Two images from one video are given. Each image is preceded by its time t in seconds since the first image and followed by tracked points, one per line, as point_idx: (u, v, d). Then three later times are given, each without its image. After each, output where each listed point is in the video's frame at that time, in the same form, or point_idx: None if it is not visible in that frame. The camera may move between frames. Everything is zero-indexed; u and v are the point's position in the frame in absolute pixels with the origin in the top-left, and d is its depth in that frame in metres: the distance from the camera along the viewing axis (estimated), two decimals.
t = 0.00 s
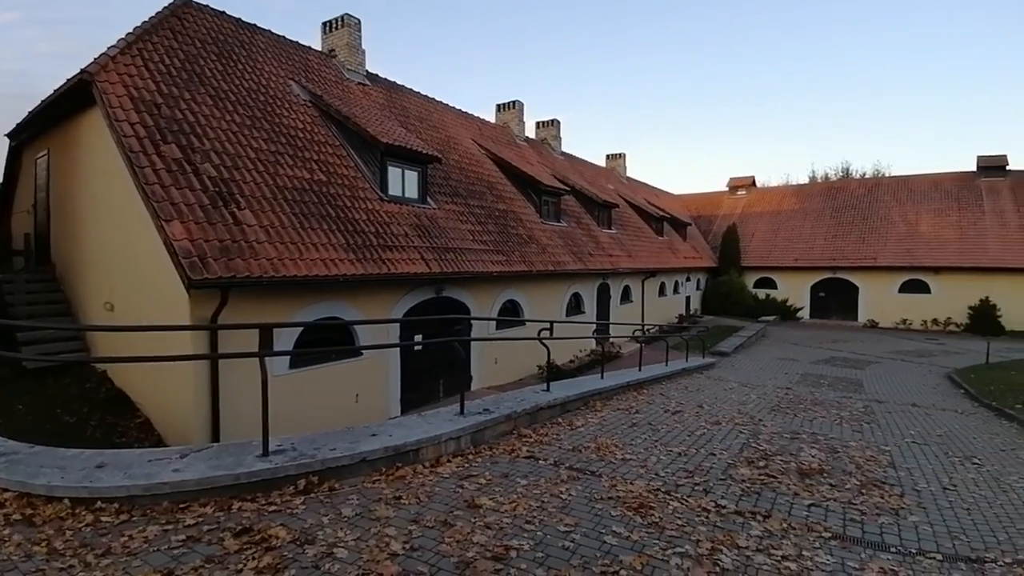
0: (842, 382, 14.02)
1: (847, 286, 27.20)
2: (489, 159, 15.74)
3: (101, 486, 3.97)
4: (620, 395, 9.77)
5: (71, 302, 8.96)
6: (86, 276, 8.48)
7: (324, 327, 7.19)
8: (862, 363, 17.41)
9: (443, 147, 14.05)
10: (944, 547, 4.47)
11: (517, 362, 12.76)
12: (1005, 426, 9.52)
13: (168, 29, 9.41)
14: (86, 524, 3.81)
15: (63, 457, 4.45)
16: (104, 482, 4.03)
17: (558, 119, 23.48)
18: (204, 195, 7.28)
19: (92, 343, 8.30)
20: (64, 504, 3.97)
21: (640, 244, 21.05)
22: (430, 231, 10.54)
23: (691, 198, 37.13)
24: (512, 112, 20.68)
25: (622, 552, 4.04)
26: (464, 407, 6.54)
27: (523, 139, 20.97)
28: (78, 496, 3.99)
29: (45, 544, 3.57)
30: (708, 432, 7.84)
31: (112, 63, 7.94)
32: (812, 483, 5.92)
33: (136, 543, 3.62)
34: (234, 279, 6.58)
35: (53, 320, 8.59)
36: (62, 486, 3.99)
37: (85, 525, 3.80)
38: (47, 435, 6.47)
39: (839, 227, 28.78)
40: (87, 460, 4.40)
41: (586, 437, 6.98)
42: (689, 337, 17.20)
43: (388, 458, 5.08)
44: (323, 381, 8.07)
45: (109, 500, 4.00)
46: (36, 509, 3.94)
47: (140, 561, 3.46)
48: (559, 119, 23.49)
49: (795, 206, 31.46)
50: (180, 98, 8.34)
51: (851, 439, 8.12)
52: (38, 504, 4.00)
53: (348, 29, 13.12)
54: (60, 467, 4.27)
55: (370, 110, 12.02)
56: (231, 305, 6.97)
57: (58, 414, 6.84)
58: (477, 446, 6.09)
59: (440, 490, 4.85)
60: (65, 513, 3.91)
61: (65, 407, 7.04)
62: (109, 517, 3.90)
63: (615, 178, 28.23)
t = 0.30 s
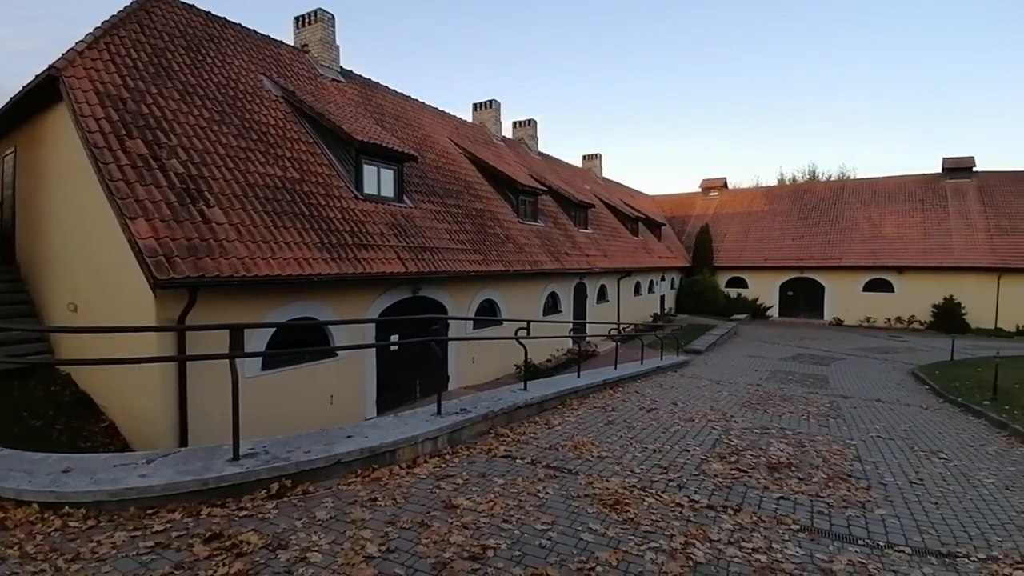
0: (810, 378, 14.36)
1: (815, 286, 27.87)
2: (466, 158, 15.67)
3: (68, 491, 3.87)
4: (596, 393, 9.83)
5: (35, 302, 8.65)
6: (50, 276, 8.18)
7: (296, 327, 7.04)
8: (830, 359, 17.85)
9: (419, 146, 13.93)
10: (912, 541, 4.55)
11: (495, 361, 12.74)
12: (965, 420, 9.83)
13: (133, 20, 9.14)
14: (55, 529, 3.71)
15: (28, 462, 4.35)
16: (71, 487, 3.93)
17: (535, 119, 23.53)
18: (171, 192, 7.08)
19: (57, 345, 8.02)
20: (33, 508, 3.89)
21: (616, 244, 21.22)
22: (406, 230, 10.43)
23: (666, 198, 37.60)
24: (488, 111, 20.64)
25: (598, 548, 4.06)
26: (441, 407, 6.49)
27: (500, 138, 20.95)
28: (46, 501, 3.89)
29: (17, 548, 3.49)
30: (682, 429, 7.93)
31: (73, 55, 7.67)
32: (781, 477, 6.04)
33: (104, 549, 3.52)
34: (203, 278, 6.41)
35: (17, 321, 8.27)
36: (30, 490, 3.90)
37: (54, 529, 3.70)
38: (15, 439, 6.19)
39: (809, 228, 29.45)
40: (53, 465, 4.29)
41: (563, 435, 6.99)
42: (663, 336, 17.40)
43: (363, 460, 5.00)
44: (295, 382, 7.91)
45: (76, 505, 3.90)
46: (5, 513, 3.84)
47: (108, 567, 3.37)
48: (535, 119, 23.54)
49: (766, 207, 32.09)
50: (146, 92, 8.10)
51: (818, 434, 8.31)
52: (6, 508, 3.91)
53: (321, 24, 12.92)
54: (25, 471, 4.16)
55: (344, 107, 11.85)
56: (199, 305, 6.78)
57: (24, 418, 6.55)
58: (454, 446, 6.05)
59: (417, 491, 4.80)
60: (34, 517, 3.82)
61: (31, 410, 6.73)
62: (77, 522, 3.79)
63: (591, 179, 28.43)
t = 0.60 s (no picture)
0: (788, 376, 14.58)
1: (794, 284, 28.31)
2: (449, 157, 15.61)
3: (46, 492, 3.78)
4: (579, 391, 9.86)
5: (9, 301, 8.43)
6: (24, 274, 7.99)
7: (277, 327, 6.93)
8: (809, 357, 18.15)
9: (403, 143, 13.83)
10: (891, 536, 4.63)
11: (479, 360, 12.71)
12: (939, 416, 10.05)
13: (108, 12, 8.92)
14: (34, 531, 3.63)
15: (4, 463, 4.24)
16: (49, 488, 3.85)
17: (519, 118, 23.52)
18: (148, 189, 6.93)
19: (32, 345, 7.82)
20: (10, 510, 3.80)
21: (599, 243, 21.31)
22: (390, 228, 10.35)
23: (648, 198, 37.86)
24: (472, 110, 20.58)
25: (582, 545, 4.06)
26: (425, 407, 6.45)
27: (484, 137, 20.90)
28: (24, 503, 3.80)
29: None
30: (665, 426, 7.98)
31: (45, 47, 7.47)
32: (761, 473, 6.11)
33: (83, 552, 3.45)
34: (180, 277, 6.28)
35: None
36: (7, 492, 3.80)
37: (32, 532, 3.62)
38: None
39: (788, 227, 29.89)
40: (30, 467, 4.18)
41: (547, 434, 7.00)
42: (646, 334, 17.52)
43: (347, 460, 4.95)
44: (276, 383, 7.80)
45: (55, 507, 3.82)
46: None
47: (87, 570, 3.30)
48: (519, 118, 23.53)
49: (747, 207, 32.50)
50: (123, 87, 7.93)
51: (797, 430, 8.43)
52: None
53: (302, 19, 12.75)
54: None
55: (326, 103, 11.71)
56: (176, 304, 6.65)
57: None
58: (438, 446, 6.02)
59: (401, 491, 4.77)
60: (12, 519, 3.74)
61: (6, 411, 6.54)
62: (56, 524, 3.71)
63: (575, 178, 28.51)
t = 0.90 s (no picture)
0: (776, 373, 14.71)
1: (781, 283, 28.56)
2: (440, 155, 15.54)
3: (32, 492, 3.74)
4: (570, 389, 9.86)
5: None
6: (8, 272, 7.87)
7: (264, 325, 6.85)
8: (795, 355, 18.32)
9: (392, 141, 13.75)
10: (877, 532, 4.68)
11: (469, 358, 12.68)
12: (923, 414, 10.18)
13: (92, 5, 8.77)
14: (20, 530, 3.59)
15: None
16: (36, 487, 3.80)
17: (509, 116, 23.49)
18: (133, 185, 6.83)
19: (16, 343, 7.69)
20: None
21: (589, 242, 21.35)
22: (379, 226, 10.29)
23: (638, 197, 37.99)
24: (462, 108, 20.51)
25: (572, 543, 4.06)
26: (415, 405, 6.41)
27: (474, 135, 20.84)
28: (9, 502, 3.75)
29: None
30: (654, 424, 8.01)
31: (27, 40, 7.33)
32: (749, 470, 6.15)
33: (70, 552, 3.40)
34: (165, 274, 6.20)
35: None
36: None
37: (18, 532, 3.57)
38: None
39: (776, 227, 30.13)
40: (15, 465, 4.12)
41: (537, 432, 6.99)
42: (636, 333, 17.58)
43: (336, 459, 4.91)
44: (263, 382, 7.72)
45: (41, 507, 3.77)
46: None
47: (74, 570, 3.26)
48: (510, 116, 23.50)
49: (735, 206, 32.72)
50: (108, 81, 7.82)
51: (784, 428, 8.50)
52: None
53: (291, 14, 12.63)
54: None
55: (315, 99, 11.61)
56: (161, 302, 6.56)
57: None
58: (428, 444, 5.99)
59: (390, 490, 4.74)
60: None
61: None
62: (42, 523, 3.67)
63: (566, 177, 28.55)
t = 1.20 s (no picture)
0: (759, 370, 14.86)
1: (765, 281, 28.86)
2: (427, 151, 15.44)
3: (13, 490, 3.67)
4: (556, 386, 9.87)
5: None
6: None
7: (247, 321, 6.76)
8: (778, 352, 18.53)
9: (379, 136, 13.63)
10: (858, 526, 4.74)
11: (456, 355, 12.64)
12: (903, 410, 10.35)
13: None
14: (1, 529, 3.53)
15: None
16: (17, 485, 3.73)
17: (497, 112, 23.41)
18: (114, 179, 6.69)
19: None
20: None
21: (576, 239, 21.38)
22: (366, 222, 10.19)
23: (624, 195, 38.14)
24: (450, 104, 20.40)
25: (559, 539, 4.06)
26: (402, 402, 6.37)
27: (461, 131, 20.73)
28: None
29: None
30: (640, 420, 8.04)
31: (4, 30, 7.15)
32: (732, 465, 6.20)
33: (52, 550, 3.35)
34: (146, 270, 6.07)
35: None
36: None
37: None
38: None
39: (761, 225, 30.42)
40: None
41: (524, 429, 6.99)
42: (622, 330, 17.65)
43: (321, 457, 4.86)
44: (247, 379, 7.62)
45: (23, 505, 3.70)
46: None
47: (56, 569, 3.21)
48: (497, 113, 23.42)
49: (720, 205, 32.99)
50: (87, 72, 7.65)
51: (767, 423, 8.59)
52: None
53: (275, 5, 12.44)
54: None
55: (300, 93, 11.46)
56: (142, 297, 6.44)
57: None
58: (415, 442, 5.95)
59: (377, 488, 4.70)
60: None
61: None
62: (24, 522, 3.61)
63: (553, 174, 28.56)
